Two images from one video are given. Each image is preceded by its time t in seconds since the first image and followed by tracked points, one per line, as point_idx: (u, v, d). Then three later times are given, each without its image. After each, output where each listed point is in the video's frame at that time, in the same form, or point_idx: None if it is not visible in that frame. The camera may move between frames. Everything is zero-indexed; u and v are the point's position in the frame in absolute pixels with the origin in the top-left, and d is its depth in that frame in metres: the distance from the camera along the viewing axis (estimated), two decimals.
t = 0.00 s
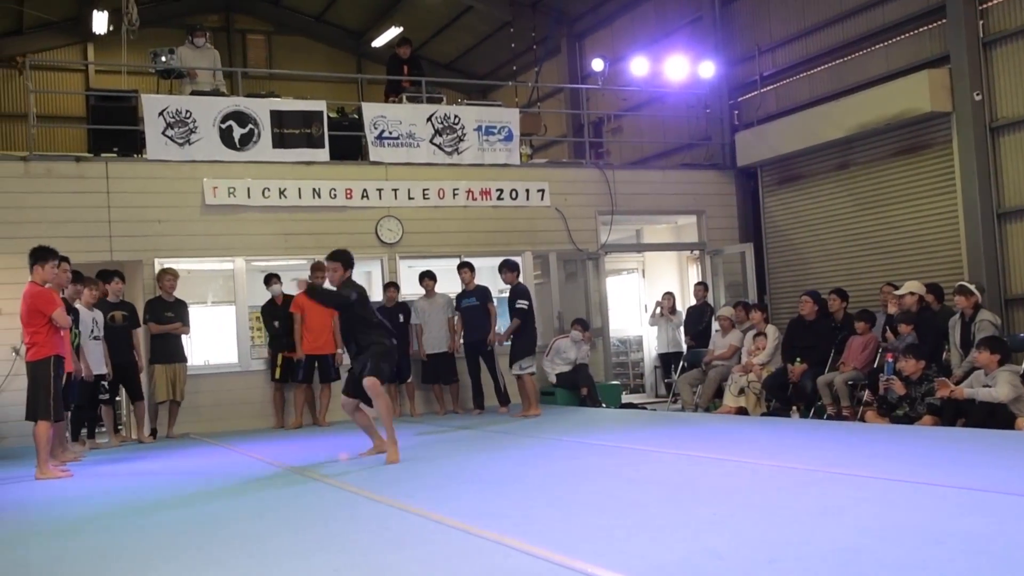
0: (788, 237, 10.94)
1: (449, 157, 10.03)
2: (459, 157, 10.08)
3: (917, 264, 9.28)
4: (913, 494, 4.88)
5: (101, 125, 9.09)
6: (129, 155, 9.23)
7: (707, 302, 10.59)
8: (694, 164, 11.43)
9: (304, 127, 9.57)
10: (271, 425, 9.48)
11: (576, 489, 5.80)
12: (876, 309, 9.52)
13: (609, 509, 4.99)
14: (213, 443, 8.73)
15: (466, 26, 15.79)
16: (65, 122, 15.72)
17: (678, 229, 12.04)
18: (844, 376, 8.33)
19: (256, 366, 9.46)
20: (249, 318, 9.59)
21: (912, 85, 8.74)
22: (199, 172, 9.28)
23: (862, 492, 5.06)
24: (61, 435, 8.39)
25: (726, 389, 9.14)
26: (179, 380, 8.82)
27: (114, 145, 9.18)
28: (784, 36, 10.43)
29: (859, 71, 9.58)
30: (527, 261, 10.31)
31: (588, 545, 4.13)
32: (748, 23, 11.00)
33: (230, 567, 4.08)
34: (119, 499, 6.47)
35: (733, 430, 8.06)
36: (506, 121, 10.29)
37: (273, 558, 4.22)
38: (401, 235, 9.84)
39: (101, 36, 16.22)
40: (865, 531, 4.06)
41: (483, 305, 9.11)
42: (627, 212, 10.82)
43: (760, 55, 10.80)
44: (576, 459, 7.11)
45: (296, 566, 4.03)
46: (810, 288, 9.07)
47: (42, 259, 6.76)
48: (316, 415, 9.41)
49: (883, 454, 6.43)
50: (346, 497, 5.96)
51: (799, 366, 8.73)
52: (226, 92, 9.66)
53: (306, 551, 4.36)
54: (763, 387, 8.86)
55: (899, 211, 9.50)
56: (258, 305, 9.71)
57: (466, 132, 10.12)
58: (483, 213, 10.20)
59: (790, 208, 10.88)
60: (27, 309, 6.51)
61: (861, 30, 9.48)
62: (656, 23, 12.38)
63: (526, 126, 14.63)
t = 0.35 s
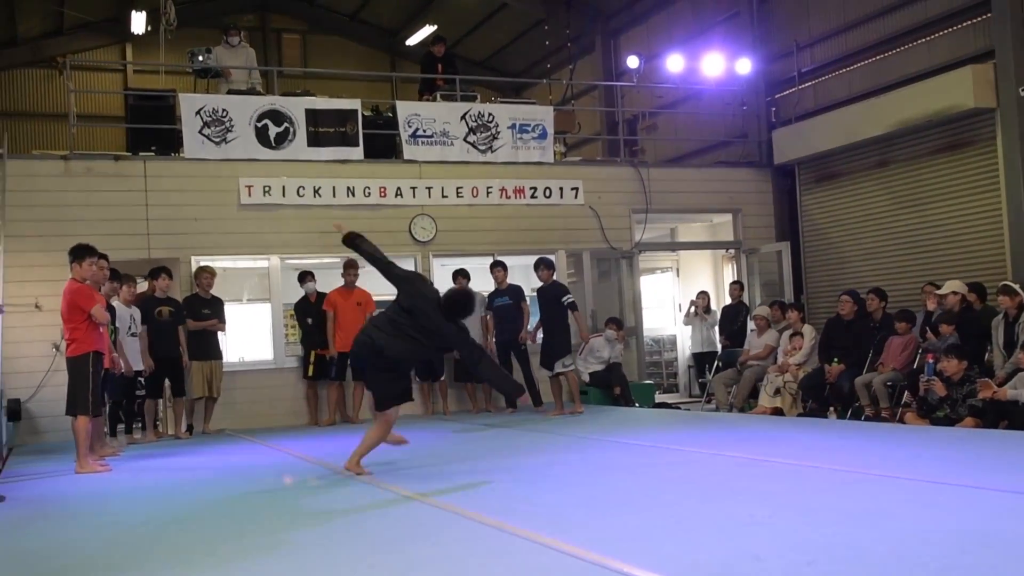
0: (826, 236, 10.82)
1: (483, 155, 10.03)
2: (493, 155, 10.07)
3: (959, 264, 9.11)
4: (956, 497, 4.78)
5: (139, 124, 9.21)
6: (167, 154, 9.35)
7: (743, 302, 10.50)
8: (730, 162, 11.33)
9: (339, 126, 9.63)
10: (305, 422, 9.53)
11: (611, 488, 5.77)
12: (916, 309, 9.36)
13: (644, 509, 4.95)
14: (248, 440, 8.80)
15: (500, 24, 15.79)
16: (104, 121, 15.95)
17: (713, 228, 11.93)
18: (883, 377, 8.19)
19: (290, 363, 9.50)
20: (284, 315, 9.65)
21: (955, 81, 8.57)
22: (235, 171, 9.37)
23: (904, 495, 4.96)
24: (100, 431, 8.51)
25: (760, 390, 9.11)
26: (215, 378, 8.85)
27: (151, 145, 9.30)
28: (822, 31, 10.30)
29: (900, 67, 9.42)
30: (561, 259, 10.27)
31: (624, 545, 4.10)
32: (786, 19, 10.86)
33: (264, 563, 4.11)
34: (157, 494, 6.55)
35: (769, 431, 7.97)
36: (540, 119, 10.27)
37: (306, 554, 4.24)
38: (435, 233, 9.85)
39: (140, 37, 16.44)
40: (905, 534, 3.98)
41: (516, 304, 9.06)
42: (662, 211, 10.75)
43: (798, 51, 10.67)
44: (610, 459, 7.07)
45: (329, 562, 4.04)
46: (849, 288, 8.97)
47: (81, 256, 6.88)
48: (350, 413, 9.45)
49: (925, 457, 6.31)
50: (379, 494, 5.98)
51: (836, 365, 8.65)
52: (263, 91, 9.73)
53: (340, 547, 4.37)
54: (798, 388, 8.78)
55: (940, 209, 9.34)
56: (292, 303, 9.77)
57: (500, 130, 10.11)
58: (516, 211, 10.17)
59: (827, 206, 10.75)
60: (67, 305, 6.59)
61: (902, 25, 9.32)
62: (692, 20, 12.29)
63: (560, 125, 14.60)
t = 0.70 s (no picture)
0: (855, 233, 10.76)
1: (510, 153, 10.01)
2: (520, 153, 10.04)
3: (991, 263, 9.02)
4: (992, 498, 4.73)
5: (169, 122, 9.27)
6: (195, 151, 9.41)
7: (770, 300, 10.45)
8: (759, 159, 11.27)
9: (366, 123, 9.64)
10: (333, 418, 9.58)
11: (642, 487, 5.75)
12: (947, 308, 9.28)
13: (677, 507, 4.94)
14: (275, 436, 8.84)
15: (527, 22, 15.82)
16: (132, 118, 16.11)
17: (740, 226, 11.88)
18: (912, 376, 8.11)
19: (317, 360, 9.54)
20: (311, 313, 9.68)
21: (989, 78, 8.45)
22: (263, 168, 9.41)
23: (941, 497, 4.89)
24: (129, 426, 8.58)
25: (789, 390, 9.01)
26: (242, 374, 8.90)
27: (180, 142, 9.37)
28: (853, 28, 10.21)
29: (932, 64, 9.32)
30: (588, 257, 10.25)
31: (659, 544, 4.08)
32: (817, 15, 10.78)
33: (298, 558, 4.13)
34: (188, 488, 6.61)
35: (797, 431, 7.92)
36: (568, 116, 10.24)
37: (339, 550, 4.26)
38: (462, 231, 9.86)
39: (168, 35, 16.58)
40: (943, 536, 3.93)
41: (545, 302, 9.13)
42: (689, 208, 10.70)
43: (829, 47, 10.60)
44: (640, 457, 7.06)
45: (362, 558, 4.05)
46: (880, 286, 8.93)
47: (112, 254, 6.91)
48: (376, 409, 9.47)
49: (959, 458, 6.20)
50: (410, 490, 5.99)
51: (866, 366, 8.60)
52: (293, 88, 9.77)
53: (372, 543, 4.39)
54: (826, 386, 8.77)
55: (972, 207, 9.24)
56: (320, 300, 9.81)
57: (528, 127, 10.09)
58: (543, 208, 10.15)
59: (857, 203, 10.68)
60: (97, 301, 6.62)
61: (936, 21, 9.21)
62: (721, 16, 12.24)
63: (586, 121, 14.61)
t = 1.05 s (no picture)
0: (871, 233, 10.76)
1: (526, 151, 10.01)
2: (536, 151, 10.04)
3: (1008, 263, 9.00)
4: (1018, 500, 4.71)
5: (185, 118, 9.32)
6: (210, 148, 9.36)
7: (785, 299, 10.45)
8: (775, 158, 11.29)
9: (383, 121, 9.68)
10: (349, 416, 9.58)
11: (664, 487, 5.76)
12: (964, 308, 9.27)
13: (699, 505, 4.93)
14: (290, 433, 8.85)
15: (542, 20, 15.88)
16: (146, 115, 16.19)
17: (755, 225, 11.88)
18: (928, 376, 8.08)
19: (333, 358, 9.56)
20: (326, 310, 9.69)
21: (1009, 77, 8.40)
22: (279, 165, 9.44)
23: (967, 500, 4.86)
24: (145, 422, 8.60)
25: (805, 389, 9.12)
26: (258, 371, 8.92)
27: (196, 139, 9.41)
28: (870, 27, 10.21)
29: (951, 63, 9.29)
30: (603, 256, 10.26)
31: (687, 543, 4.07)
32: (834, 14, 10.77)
33: (324, 554, 4.13)
34: (208, 484, 6.62)
35: (813, 430, 7.93)
36: (584, 114, 10.23)
37: (364, 547, 4.25)
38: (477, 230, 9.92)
39: (184, 32, 16.65)
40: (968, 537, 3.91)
41: (561, 301, 9.10)
42: (705, 207, 10.70)
43: (845, 46, 10.59)
44: (660, 456, 7.06)
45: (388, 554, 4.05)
46: (898, 287, 8.98)
47: (127, 251, 6.92)
48: (391, 407, 9.47)
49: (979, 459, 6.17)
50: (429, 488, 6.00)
51: (881, 365, 8.66)
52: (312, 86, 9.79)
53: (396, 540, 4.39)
54: (842, 386, 8.74)
55: (989, 206, 9.22)
56: (336, 297, 9.83)
57: (544, 125, 10.08)
58: (559, 207, 10.15)
59: (874, 203, 10.68)
60: (112, 299, 6.60)
61: (955, 20, 9.19)
62: (739, 16, 12.28)
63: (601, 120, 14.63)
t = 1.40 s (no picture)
0: (858, 233, 11.15)
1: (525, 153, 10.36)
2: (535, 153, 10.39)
3: (986, 262, 9.40)
4: (980, 487, 5.06)
5: (196, 119, 9.71)
6: (222, 149, 9.84)
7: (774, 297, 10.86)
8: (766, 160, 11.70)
9: (387, 124, 10.06)
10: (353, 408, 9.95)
11: (655, 474, 6.13)
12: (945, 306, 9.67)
13: (686, 492, 5.29)
14: (297, 425, 9.20)
15: (543, 25, 16.35)
16: (157, 116, 16.68)
17: (747, 225, 12.26)
18: (910, 372, 8.45)
19: (338, 351, 9.94)
20: (333, 306, 10.07)
21: (988, 85, 8.76)
22: (288, 166, 9.85)
23: (935, 486, 5.21)
24: (158, 414, 8.94)
25: (791, 382, 9.54)
26: (267, 364, 9.27)
27: (208, 141, 9.82)
28: (857, 35, 10.65)
29: (934, 69, 9.70)
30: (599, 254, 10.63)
31: (674, 523, 4.44)
32: (822, 22, 11.23)
33: (336, 531, 4.48)
34: (222, 472, 6.99)
35: (798, 422, 8.32)
36: (582, 118, 10.60)
37: (375, 525, 4.60)
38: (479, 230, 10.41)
39: (195, 36, 17.19)
40: (930, 520, 4.27)
41: (559, 297, 9.45)
42: (697, 208, 11.09)
43: (833, 53, 11.04)
44: (652, 446, 7.43)
45: (400, 531, 4.41)
46: (883, 284, 9.29)
47: (140, 247, 7.04)
48: (394, 400, 9.83)
49: (953, 450, 6.52)
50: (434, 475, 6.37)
51: (866, 360, 8.96)
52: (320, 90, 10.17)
53: (404, 519, 4.74)
54: (828, 380, 9.19)
55: (969, 209, 9.61)
56: (342, 294, 10.21)
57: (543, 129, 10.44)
58: (557, 208, 10.51)
59: (861, 204, 11.07)
60: (126, 294, 6.89)
61: (937, 28, 9.57)
62: (732, 23, 12.73)
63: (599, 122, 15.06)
